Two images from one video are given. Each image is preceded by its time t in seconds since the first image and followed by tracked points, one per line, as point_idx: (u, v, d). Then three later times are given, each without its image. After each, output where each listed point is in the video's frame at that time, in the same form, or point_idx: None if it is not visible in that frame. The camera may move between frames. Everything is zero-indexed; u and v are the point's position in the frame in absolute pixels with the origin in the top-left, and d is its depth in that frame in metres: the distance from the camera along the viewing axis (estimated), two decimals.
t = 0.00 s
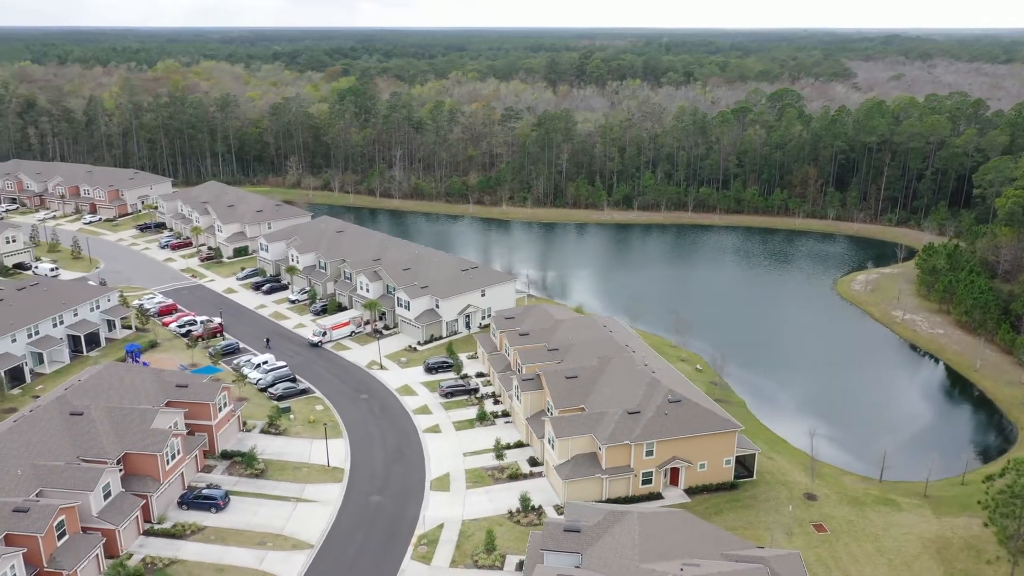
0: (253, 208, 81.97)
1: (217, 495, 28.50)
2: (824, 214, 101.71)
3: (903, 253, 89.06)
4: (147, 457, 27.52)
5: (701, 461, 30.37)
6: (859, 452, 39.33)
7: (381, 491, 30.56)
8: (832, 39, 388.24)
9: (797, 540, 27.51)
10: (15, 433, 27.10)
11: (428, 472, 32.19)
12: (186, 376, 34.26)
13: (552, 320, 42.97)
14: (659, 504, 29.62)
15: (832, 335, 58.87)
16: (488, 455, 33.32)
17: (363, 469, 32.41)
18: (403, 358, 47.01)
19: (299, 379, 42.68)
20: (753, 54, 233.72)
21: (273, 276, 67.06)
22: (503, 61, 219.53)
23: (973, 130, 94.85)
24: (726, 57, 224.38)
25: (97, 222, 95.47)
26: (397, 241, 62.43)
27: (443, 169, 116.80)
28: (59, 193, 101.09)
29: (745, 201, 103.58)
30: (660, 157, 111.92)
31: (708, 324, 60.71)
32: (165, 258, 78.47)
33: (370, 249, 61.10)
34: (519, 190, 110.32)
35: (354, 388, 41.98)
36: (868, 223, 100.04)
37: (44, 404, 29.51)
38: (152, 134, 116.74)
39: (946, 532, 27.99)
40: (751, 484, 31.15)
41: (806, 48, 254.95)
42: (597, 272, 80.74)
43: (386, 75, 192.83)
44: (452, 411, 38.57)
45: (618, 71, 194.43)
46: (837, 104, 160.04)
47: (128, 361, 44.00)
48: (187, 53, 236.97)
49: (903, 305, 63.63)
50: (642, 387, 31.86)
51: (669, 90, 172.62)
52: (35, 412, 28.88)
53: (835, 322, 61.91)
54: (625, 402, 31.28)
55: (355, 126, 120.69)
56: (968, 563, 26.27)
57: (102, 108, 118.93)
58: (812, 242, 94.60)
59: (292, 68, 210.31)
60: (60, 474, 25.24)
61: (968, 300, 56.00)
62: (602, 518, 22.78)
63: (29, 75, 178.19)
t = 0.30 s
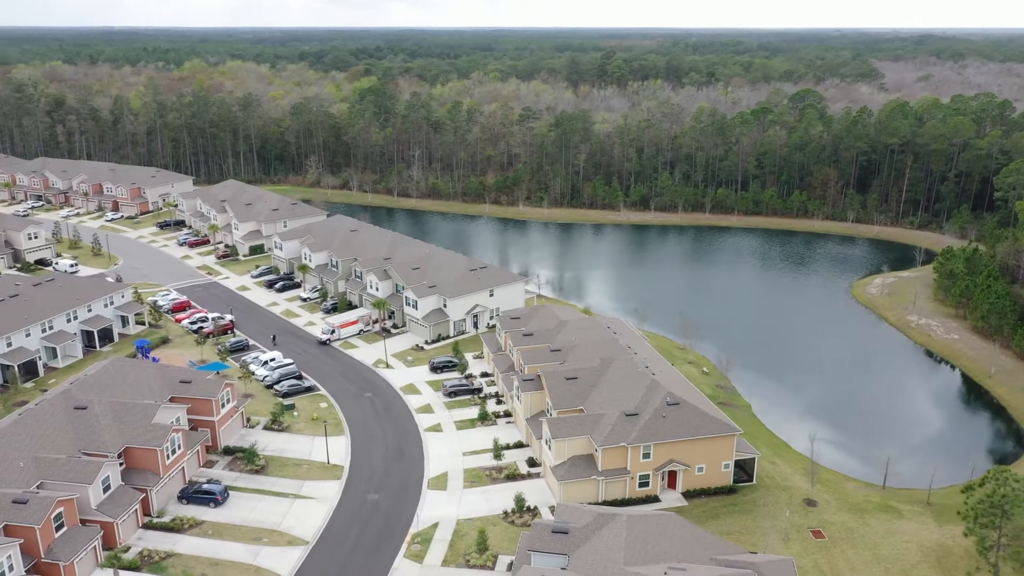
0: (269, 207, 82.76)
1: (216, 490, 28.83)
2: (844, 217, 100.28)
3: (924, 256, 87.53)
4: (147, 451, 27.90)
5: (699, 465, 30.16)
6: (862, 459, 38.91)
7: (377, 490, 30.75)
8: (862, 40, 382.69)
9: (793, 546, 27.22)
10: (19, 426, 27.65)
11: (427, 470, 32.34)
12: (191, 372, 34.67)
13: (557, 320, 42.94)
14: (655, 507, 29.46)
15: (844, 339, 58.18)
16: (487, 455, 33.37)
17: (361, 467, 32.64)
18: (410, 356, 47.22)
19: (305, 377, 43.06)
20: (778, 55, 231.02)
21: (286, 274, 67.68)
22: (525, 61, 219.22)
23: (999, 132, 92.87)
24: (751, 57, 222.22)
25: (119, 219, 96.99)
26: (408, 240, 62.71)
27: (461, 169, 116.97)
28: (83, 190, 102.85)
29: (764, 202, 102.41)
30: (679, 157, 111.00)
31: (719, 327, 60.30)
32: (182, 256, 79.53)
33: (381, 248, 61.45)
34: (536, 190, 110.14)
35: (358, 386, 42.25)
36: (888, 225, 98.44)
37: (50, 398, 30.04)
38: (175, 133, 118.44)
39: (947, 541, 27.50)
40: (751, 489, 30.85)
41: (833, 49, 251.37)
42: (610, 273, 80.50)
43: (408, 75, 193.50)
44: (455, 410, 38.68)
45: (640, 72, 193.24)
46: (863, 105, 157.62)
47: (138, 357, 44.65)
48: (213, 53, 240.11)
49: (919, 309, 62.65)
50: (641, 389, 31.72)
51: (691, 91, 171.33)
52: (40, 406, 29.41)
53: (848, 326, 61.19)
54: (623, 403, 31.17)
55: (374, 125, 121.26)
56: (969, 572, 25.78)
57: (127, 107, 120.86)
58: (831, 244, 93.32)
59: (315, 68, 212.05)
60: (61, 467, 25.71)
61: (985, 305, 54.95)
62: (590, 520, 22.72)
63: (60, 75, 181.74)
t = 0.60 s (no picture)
0: (286, 206, 83.60)
1: (216, 485, 29.20)
2: (864, 219, 98.90)
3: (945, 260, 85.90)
4: (147, 446, 28.29)
5: (697, 468, 29.97)
6: (863, 465, 38.50)
7: (375, 487, 30.93)
8: (891, 41, 376.76)
9: (790, 552, 26.97)
10: (25, 420, 28.24)
11: (426, 469, 32.48)
12: (197, 368, 35.13)
13: (561, 321, 42.89)
14: (651, 509, 29.33)
15: (855, 342, 57.48)
16: (485, 455, 33.40)
17: (361, 464, 32.88)
18: (416, 355, 47.43)
19: (311, 374, 43.45)
20: (803, 56, 228.06)
21: (300, 273, 68.29)
22: (547, 61, 218.81)
23: None
24: (775, 58, 219.62)
25: (140, 217, 98.45)
26: (420, 240, 62.99)
27: (480, 169, 117.10)
28: (107, 188, 104.54)
29: (782, 204, 101.25)
30: (697, 159, 110.12)
31: (728, 329, 59.92)
32: (200, 253, 80.57)
33: (392, 247, 61.81)
34: (552, 191, 109.92)
35: (363, 385, 42.53)
36: (909, 228, 96.76)
37: (56, 392, 30.62)
38: (198, 132, 120.03)
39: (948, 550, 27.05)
40: (750, 493, 30.58)
41: (860, 49, 247.45)
42: (622, 274, 80.16)
43: (429, 75, 194.05)
44: (457, 410, 38.80)
45: (662, 72, 192.00)
46: (888, 107, 154.98)
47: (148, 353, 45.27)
48: (239, 53, 243.00)
49: (934, 314, 61.67)
50: (640, 391, 31.58)
51: (712, 91, 169.91)
52: (46, 400, 30.02)
53: (860, 329, 60.52)
54: (621, 405, 31.06)
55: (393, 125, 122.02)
56: None
57: (152, 106, 122.71)
58: (850, 247, 92.02)
59: (338, 68, 213.68)
60: (62, 461, 26.18)
61: (1001, 311, 53.97)
62: (579, 521, 22.73)
63: (89, 74, 185.08)
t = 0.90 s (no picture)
0: (302, 205, 84.29)
1: (216, 480, 29.56)
2: (884, 222, 97.44)
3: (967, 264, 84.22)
4: (148, 440, 28.74)
5: (695, 471, 29.79)
6: (865, 470, 37.99)
7: (372, 485, 31.13)
8: (920, 41, 370.15)
9: (786, 557, 26.72)
10: (30, 413, 28.85)
11: (424, 467, 32.63)
12: (202, 364, 35.59)
13: (566, 322, 42.85)
14: (648, 512, 29.20)
15: (867, 346, 56.76)
16: (484, 455, 33.47)
17: (361, 462, 33.12)
18: (422, 354, 47.62)
19: (317, 372, 43.82)
20: (829, 56, 224.88)
21: (313, 271, 68.84)
22: (569, 62, 218.20)
23: None
24: (800, 58, 216.93)
25: (161, 215, 99.87)
26: (431, 239, 63.20)
27: (497, 169, 117.05)
28: (129, 186, 106.11)
29: (801, 206, 100.00)
30: (715, 160, 109.05)
31: (738, 332, 59.46)
32: (217, 251, 81.51)
33: (403, 246, 62.07)
34: (569, 191, 109.58)
35: (368, 383, 42.78)
36: (931, 232, 95.05)
37: (64, 386, 31.22)
38: (220, 132, 121.47)
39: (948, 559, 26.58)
40: (749, 497, 30.33)
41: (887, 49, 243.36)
42: (635, 275, 79.73)
43: (450, 76, 194.46)
44: (460, 410, 38.91)
45: (684, 73, 190.55)
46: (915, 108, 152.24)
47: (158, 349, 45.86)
48: (264, 53, 245.46)
49: (950, 319, 60.67)
50: (639, 393, 31.48)
51: (734, 92, 168.31)
52: (53, 394, 30.63)
53: (873, 333, 59.73)
54: (619, 407, 30.96)
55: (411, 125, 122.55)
56: None
57: (177, 106, 124.42)
58: (870, 250, 90.61)
59: (362, 68, 215.15)
60: (64, 454, 26.71)
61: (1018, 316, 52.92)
62: (567, 523, 22.76)
63: (118, 74, 188.12)
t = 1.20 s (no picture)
0: (318, 204, 84.92)
1: (216, 475, 29.92)
2: (905, 225, 95.87)
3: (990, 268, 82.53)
4: (150, 434, 29.19)
5: (693, 474, 29.58)
6: (870, 474, 37.47)
7: (371, 483, 31.33)
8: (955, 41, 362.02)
9: (782, 562, 26.47)
10: (37, 406, 29.48)
11: (424, 466, 32.78)
12: (208, 360, 36.08)
13: (571, 322, 42.76)
14: (645, 515, 29.07)
15: (880, 350, 55.96)
16: (483, 454, 33.55)
17: (362, 459, 33.36)
18: (429, 354, 47.79)
19: (324, 370, 44.18)
20: (855, 57, 221.56)
21: (326, 270, 69.34)
22: (591, 62, 217.38)
23: None
24: (825, 59, 214.03)
25: (182, 213, 101.22)
26: (442, 238, 63.38)
27: (515, 169, 116.90)
28: (152, 184, 107.68)
29: (820, 208, 98.69)
30: (734, 161, 107.96)
31: (748, 334, 58.94)
32: (235, 249, 82.46)
33: (414, 245, 62.34)
34: (586, 192, 109.22)
35: (374, 381, 43.03)
36: (953, 235, 93.31)
37: (71, 381, 31.83)
38: (242, 131, 122.84)
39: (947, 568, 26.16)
40: (747, 502, 30.07)
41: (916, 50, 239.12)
42: (649, 277, 79.31)
43: (471, 76, 194.73)
44: (463, 409, 39.04)
45: (707, 74, 188.88)
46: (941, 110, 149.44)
47: (169, 346, 46.42)
48: (289, 53, 247.82)
49: (967, 324, 59.69)
50: (638, 395, 31.35)
51: (756, 93, 166.59)
52: (61, 389, 31.28)
53: (887, 337, 58.85)
54: (617, 409, 30.87)
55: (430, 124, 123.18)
56: None
57: (201, 105, 126.07)
58: (890, 253, 89.19)
59: (385, 68, 216.31)
60: (66, 447, 27.25)
61: None
62: (556, 523, 22.82)
63: (145, 74, 191.01)
